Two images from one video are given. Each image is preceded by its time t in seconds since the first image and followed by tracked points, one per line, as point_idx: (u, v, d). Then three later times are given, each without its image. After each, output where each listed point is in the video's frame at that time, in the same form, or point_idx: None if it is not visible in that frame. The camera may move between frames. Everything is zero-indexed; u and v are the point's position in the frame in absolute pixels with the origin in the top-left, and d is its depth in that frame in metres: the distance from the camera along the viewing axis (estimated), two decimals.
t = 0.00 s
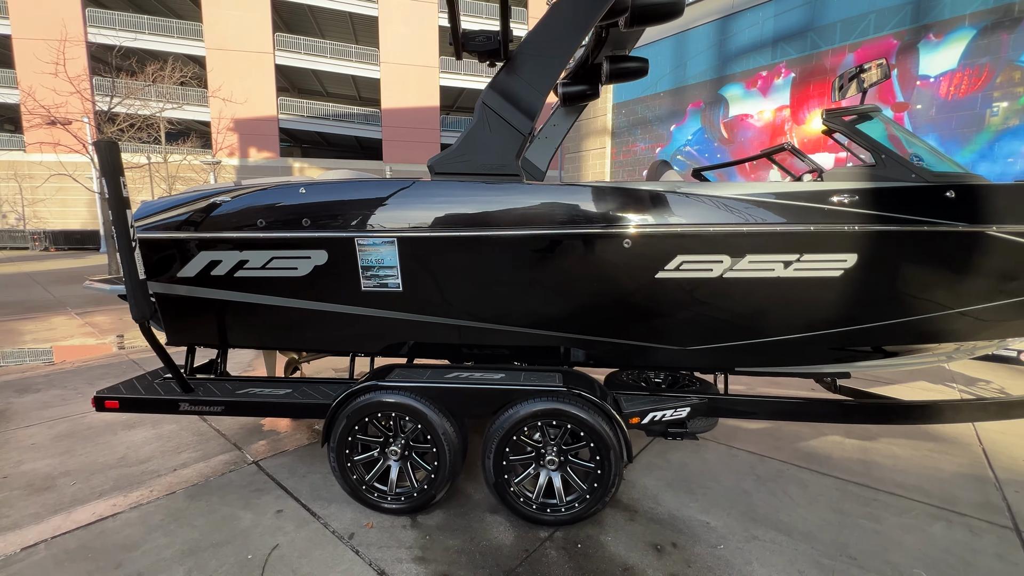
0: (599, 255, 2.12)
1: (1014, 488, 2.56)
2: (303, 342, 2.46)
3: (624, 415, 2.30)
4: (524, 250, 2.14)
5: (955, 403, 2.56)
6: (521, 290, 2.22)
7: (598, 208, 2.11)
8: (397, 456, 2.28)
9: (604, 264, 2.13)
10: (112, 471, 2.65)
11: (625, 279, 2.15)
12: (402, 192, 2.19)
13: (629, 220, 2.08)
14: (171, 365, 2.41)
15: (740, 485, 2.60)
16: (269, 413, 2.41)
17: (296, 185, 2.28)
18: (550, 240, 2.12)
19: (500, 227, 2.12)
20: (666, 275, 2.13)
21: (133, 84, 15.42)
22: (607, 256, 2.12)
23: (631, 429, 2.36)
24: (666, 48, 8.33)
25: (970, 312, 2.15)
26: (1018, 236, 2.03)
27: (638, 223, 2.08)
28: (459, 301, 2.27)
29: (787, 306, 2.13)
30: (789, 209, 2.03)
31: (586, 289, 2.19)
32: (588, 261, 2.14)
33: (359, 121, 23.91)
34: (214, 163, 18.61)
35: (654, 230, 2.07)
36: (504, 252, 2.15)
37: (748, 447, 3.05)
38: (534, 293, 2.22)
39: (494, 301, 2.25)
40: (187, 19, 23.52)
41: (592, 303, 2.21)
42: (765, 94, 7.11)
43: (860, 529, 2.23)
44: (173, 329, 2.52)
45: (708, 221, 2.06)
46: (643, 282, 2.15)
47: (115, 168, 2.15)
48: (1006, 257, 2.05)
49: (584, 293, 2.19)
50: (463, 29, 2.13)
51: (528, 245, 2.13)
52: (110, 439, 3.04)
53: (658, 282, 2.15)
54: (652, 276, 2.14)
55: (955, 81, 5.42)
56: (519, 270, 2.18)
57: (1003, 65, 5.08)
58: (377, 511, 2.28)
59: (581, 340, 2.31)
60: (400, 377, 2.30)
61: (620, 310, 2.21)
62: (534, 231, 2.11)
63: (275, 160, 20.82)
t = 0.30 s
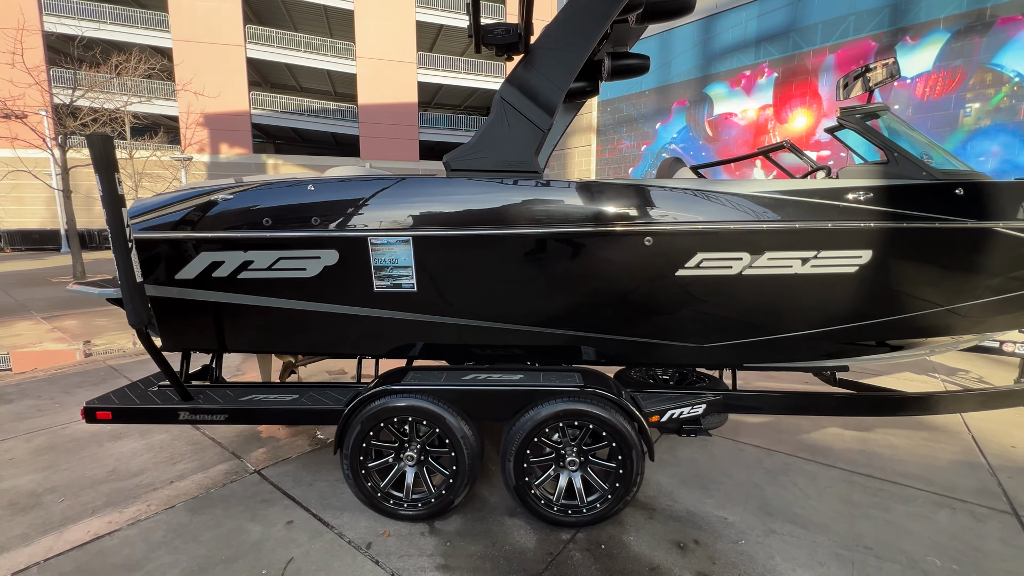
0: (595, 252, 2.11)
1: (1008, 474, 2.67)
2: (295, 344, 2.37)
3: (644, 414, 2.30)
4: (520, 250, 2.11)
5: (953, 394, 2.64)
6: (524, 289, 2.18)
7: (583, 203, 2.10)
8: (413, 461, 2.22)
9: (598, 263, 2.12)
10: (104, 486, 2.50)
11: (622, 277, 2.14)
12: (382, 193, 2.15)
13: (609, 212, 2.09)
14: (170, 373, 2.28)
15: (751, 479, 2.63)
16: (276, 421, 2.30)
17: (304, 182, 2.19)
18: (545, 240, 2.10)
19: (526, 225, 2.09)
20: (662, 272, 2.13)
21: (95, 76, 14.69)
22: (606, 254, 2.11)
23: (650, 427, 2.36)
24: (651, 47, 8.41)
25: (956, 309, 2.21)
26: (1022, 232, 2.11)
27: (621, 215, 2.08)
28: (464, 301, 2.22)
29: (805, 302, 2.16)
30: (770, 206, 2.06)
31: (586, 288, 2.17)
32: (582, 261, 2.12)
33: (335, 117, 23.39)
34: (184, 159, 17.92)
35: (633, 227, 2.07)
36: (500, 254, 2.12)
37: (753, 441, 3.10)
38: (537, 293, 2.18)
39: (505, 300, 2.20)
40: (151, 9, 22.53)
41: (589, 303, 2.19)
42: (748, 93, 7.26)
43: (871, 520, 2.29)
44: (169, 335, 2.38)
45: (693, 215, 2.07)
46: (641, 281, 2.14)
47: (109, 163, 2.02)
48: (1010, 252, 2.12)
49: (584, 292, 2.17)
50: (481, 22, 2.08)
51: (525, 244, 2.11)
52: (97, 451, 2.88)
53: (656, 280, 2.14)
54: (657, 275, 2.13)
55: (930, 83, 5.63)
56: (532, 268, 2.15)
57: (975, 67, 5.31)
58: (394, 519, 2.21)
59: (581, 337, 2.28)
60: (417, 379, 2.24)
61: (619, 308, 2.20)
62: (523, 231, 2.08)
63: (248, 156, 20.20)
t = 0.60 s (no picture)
0: (596, 250, 2.08)
1: (1015, 468, 2.72)
2: (298, 346, 2.31)
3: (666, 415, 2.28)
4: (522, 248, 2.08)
5: (963, 390, 2.68)
6: (526, 289, 2.15)
7: (578, 201, 2.07)
8: (433, 466, 2.17)
9: (601, 260, 2.10)
10: (105, 496, 2.40)
11: (632, 276, 2.12)
12: (374, 192, 2.10)
13: (600, 208, 2.06)
14: (178, 378, 2.20)
15: (767, 477, 2.64)
16: (289, 426, 2.23)
17: (319, 181, 2.15)
18: (543, 240, 2.07)
19: (542, 224, 2.06)
20: (668, 270, 2.11)
21: (73, 71, 14.24)
22: (611, 253, 2.09)
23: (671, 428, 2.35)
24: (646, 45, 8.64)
25: (961, 309, 2.22)
26: None
27: (618, 211, 2.06)
28: (474, 301, 2.17)
29: (828, 302, 2.15)
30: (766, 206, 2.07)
31: (588, 288, 2.14)
32: (585, 259, 2.10)
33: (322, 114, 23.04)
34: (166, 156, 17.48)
35: (629, 227, 2.06)
36: (501, 253, 2.09)
37: (765, 439, 3.11)
38: (544, 293, 2.15)
39: (511, 300, 2.17)
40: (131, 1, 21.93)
41: (593, 302, 2.17)
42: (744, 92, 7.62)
43: (889, 516, 2.30)
44: (175, 339, 2.30)
45: (690, 212, 2.07)
46: (645, 280, 2.13)
47: (117, 160, 1.94)
48: None
49: (586, 291, 2.15)
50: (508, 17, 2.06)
51: (526, 244, 2.08)
52: (96, 459, 2.77)
53: (666, 278, 2.12)
54: (662, 271, 2.11)
55: (924, 83, 5.85)
56: (539, 267, 2.12)
57: (967, 67, 5.55)
58: (414, 525, 2.16)
59: (586, 337, 2.24)
60: (436, 382, 2.19)
61: (624, 307, 2.18)
62: (522, 230, 2.05)
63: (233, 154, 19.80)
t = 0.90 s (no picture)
0: (603, 247, 2.02)
1: None
2: (304, 346, 2.20)
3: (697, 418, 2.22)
4: (527, 247, 2.01)
5: (987, 389, 2.65)
6: (534, 288, 2.08)
7: (587, 198, 1.99)
8: (457, 472, 2.08)
9: (610, 258, 2.03)
10: (105, 508, 2.27)
11: (668, 274, 2.06)
12: (365, 192, 2.02)
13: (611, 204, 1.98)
14: (185, 381, 2.08)
15: (793, 479, 2.58)
16: (303, 432, 2.11)
17: (338, 173, 2.06)
18: (547, 238, 2.00)
19: (555, 220, 1.99)
20: (677, 268, 2.05)
21: (56, 64, 13.84)
22: (633, 250, 2.02)
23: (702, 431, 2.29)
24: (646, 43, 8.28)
25: (977, 310, 2.19)
26: None
27: (620, 208, 1.99)
28: (500, 301, 2.10)
29: (863, 300, 2.10)
30: (772, 203, 2.00)
31: (597, 286, 2.08)
32: (593, 257, 2.03)
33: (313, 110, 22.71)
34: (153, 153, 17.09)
35: (626, 225, 1.99)
36: (506, 251, 2.02)
37: (785, 440, 3.05)
38: (554, 293, 2.08)
39: (528, 299, 2.09)
40: None
41: (602, 301, 2.10)
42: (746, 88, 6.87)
43: (921, 518, 2.26)
44: (181, 340, 2.17)
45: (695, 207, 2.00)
46: (655, 278, 2.07)
47: (125, 150, 1.81)
48: None
49: (594, 290, 2.08)
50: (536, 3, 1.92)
51: (556, 240, 2.00)
52: (93, 468, 2.62)
53: (698, 276, 2.06)
54: (672, 269, 2.06)
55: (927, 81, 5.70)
56: (569, 264, 2.04)
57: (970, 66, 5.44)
58: (436, 535, 2.07)
59: (598, 335, 2.18)
60: (460, 385, 2.09)
61: (634, 307, 2.12)
62: (553, 226, 1.98)
63: (222, 151, 19.43)
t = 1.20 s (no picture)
0: (628, 252, 1.94)
1: None
2: (322, 356, 2.10)
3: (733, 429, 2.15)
4: (536, 251, 1.94)
5: (1015, 396, 2.61)
6: (552, 293, 2.00)
7: (619, 202, 1.93)
8: (485, 487, 1.98)
9: (636, 263, 1.96)
10: (109, 526, 2.15)
11: (706, 281, 1.99)
12: (359, 197, 1.94)
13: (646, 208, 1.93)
14: (197, 393, 1.97)
15: (822, 489, 2.52)
16: (323, 446, 2.01)
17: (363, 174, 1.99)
18: (559, 241, 1.93)
19: (590, 225, 1.93)
20: (691, 271, 1.98)
21: (43, 59, 13.53)
22: (669, 256, 1.96)
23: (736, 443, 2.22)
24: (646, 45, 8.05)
25: (1014, 317, 2.15)
26: None
27: (624, 209, 1.93)
28: (530, 308, 2.02)
29: (904, 306, 2.04)
30: (775, 205, 1.96)
31: (613, 289, 2.00)
32: (606, 260, 1.96)
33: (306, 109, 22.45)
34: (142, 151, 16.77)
35: (628, 230, 1.92)
36: (514, 253, 1.94)
37: (808, 448, 2.99)
38: (575, 298, 2.00)
39: (558, 306, 2.01)
40: None
41: (616, 306, 2.02)
42: (750, 90, 7.04)
43: (958, 530, 2.20)
44: (190, 349, 2.06)
45: (698, 206, 1.96)
46: (668, 283, 1.99)
47: (136, 147, 1.70)
48: None
49: (610, 292, 2.00)
50: None
51: (591, 245, 1.93)
52: (93, 482, 2.50)
53: (736, 283, 1.99)
54: (688, 272, 1.98)
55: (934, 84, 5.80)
56: (602, 270, 1.97)
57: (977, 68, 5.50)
58: (463, 554, 1.97)
59: (613, 343, 2.09)
60: (489, 396, 2.00)
61: (648, 313, 2.04)
62: (587, 230, 1.92)
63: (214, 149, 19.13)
